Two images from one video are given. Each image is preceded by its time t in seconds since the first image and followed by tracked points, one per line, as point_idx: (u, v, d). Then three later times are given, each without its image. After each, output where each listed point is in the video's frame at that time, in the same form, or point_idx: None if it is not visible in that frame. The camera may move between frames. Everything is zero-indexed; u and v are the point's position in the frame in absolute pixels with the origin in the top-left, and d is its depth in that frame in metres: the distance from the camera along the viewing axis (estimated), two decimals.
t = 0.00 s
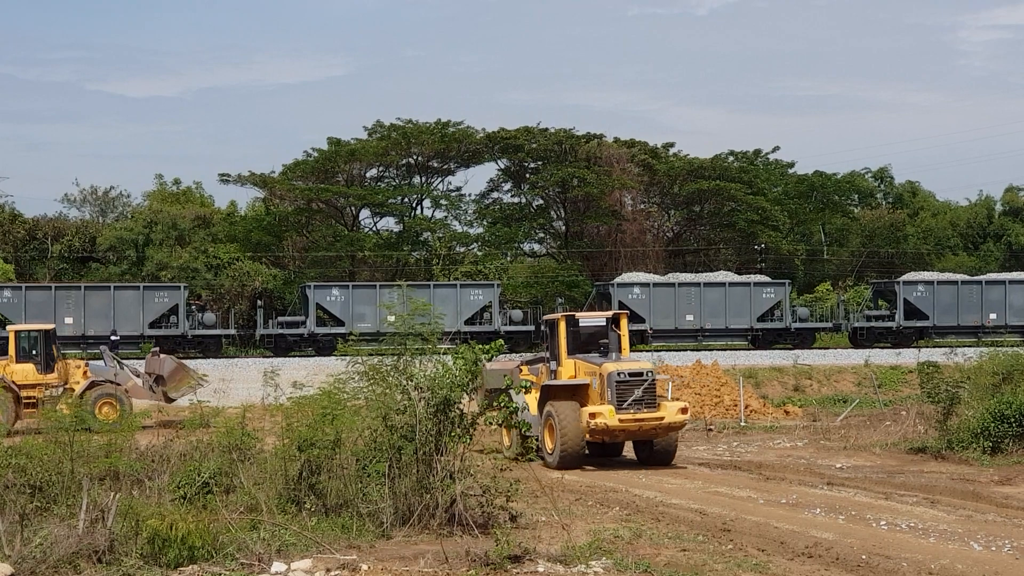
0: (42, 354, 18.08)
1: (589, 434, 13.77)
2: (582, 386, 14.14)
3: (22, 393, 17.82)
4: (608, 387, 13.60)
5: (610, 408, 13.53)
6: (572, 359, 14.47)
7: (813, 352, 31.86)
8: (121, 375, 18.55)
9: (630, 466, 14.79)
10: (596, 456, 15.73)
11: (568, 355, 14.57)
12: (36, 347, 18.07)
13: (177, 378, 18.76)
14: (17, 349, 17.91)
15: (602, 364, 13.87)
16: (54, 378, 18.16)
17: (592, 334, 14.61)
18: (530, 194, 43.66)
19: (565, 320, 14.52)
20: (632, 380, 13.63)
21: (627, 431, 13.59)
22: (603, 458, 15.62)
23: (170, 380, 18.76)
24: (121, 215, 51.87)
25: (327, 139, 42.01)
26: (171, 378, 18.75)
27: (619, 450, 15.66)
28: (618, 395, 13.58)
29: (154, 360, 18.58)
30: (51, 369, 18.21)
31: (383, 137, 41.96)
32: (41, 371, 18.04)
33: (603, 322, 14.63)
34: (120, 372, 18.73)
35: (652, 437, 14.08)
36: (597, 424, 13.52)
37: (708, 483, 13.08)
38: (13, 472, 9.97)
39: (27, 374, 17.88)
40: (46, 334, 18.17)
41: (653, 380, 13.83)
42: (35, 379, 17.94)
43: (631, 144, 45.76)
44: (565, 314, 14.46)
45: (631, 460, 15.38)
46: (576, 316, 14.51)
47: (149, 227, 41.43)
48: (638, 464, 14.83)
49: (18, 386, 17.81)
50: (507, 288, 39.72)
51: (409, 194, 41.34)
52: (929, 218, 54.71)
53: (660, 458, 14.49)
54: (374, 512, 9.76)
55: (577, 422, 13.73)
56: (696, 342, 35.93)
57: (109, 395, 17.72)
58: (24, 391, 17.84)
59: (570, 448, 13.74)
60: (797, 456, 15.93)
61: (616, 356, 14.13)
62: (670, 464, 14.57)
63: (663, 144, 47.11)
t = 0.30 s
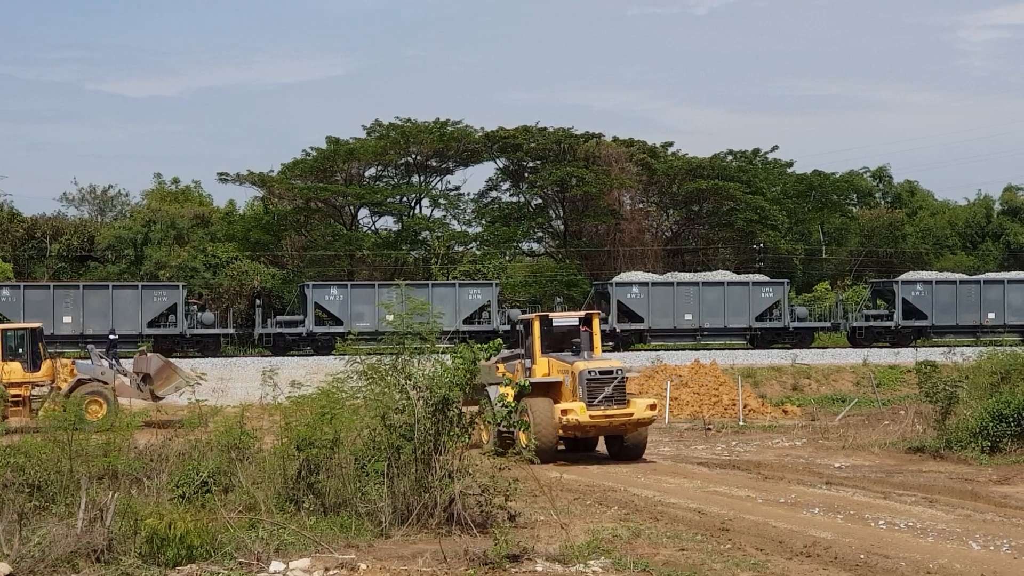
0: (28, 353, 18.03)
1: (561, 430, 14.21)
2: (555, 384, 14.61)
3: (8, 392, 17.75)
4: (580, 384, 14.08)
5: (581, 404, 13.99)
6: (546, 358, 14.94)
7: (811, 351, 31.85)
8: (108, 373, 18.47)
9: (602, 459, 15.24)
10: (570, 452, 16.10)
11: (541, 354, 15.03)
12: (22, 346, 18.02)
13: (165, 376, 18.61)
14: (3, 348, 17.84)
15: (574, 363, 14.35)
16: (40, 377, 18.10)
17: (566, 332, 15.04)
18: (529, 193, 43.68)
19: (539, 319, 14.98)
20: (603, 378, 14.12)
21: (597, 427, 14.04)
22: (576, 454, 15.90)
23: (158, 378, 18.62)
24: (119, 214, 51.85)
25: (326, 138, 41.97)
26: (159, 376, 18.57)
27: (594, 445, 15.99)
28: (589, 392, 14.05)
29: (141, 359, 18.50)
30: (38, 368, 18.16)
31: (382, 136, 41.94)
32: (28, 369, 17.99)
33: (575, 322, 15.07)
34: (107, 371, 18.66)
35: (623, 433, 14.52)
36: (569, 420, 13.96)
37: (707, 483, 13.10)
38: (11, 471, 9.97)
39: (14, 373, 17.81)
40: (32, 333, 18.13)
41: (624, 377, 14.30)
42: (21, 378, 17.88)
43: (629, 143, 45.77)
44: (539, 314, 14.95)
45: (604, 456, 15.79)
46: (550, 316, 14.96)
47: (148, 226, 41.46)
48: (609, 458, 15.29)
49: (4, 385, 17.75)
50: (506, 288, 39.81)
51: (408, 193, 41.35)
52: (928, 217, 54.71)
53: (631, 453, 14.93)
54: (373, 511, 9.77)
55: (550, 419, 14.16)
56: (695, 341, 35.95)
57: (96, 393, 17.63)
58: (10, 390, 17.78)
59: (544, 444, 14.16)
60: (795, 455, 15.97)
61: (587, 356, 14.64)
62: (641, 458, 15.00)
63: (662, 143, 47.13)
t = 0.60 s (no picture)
0: (18, 353, 17.87)
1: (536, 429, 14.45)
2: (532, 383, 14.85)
3: None
4: (555, 384, 14.29)
5: (555, 404, 14.22)
6: (524, 357, 15.22)
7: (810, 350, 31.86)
8: (99, 373, 18.43)
9: (575, 454, 15.57)
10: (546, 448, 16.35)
11: (519, 354, 15.29)
12: (12, 346, 17.84)
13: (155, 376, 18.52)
14: None
15: (549, 363, 14.58)
16: (30, 378, 17.90)
17: (543, 332, 15.34)
18: (528, 193, 43.70)
19: (517, 320, 15.19)
20: (577, 378, 14.34)
21: (571, 426, 14.29)
22: (553, 450, 16.08)
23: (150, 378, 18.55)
24: (118, 214, 51.83)
25: (325, 138, 41.96)
26: (149, 377, 18.49)
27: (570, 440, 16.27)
28: (563, 392, 14.28)
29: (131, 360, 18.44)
30: (28, 368, 17.99)
31: (380, 136, 41.96)
32: (18, 369, 17.83)
33: (552, 322, 15.35)
34: (97, 372, 18.49)
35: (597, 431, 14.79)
36: (544, 419, 14.20)
37: (706, 482, 13.10)
38: (10, 471, 9.95)
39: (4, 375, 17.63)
40: (22, 333, 17.94)
41: (598, 378, 14.52)
42: (11, 378, 17.70)
43: (628, 143, 45.73)
44: (517, 315, 15.11)
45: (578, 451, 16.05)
46: (528, 317, 15.17)
47: (146, 226, 41.48)
48: (583, 453, 15.64)
49: None
50: (505, 288, 39.91)
51: (406, 193, 41.39)
52: (926, 216, 54.73)
53: (605, 449, 15.21)
54: (372, 511, 9.77)
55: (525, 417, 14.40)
56: (694, 341, 35.97)
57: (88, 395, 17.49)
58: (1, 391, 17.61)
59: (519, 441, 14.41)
60: (794, 455, 15.99)
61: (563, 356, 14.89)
62: (614, 454, 15.29)
63: (661, 143, 47.13)
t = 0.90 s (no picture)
0: (9, 353, 17.92)
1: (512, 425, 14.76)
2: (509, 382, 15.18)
3: None
4: (531, 382, 14.59)
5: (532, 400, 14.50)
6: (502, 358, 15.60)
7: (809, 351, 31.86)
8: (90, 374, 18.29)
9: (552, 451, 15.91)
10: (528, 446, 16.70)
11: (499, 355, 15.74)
12: (3, 346, 17.86)
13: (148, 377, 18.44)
14: None
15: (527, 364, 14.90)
16: (21, 378, 17.90)
17: (521, 334, 15.69)
18: (526, 194, 43.71)
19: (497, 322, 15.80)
20: (553, 377, 14.65)
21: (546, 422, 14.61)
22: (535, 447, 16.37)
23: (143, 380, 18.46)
24: (116, 215, 51.79)
25: (324, 139, 41.93)
26: (140, 378, 18.38)
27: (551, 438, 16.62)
28: (540, 390, 14.57)
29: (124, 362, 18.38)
30: (19, 369, 17.99)
31: (378, 137, 41.97)
32: (9, 370, 17.85)
33: (532, 325, 15.70)
34: (89, 372, 18.38)
35: (572, 428, 15.12)
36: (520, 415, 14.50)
37: (705, 482, 13.10)
38: (9, 472, 9.95)
39: None
40: (12, 333, 18.01)
41: (574, 376, 14.85)
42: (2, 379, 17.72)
43: (627, 143, 45.75)
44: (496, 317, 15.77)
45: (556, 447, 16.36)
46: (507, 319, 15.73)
47: (144, 227, 41.49)
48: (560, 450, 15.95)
49: None
50: (504, 288, 39.92)
51: (405, 193, 41.38)
52: (925, 216, 54.76)
53: (581, 446, 15.56)
54: (370, 511, 9.78)
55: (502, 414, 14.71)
56: (693, 341, 35.98)
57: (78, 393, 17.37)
58: None
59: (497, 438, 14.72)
60: (793, 455, 15.98)
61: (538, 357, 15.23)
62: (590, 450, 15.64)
63: (659, 143, 47.13)
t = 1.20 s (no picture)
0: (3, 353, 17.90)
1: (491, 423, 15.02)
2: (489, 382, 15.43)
3: None
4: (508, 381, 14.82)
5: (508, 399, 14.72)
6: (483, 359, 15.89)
7: (808, 352, 31.84)
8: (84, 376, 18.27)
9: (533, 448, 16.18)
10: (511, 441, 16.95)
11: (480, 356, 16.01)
12: None
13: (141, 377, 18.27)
14: None
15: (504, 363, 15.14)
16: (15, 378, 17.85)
17: (501, 334, 16.05)
18: (526, 194, 43.75)
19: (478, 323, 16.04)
20: (529, 375, 14.85)
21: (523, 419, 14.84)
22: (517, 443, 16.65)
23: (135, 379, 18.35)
24: (116, 216, 51.78)
25: (324, 139, 41.94)
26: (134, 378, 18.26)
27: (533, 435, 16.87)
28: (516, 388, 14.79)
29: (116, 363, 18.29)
30: (13, 369, 17.94)
31: (379, 137, 42.02)
32: (3, 371, 17.82)
33: (511, 325, 16.08)
34: (83, 374, 18.35)
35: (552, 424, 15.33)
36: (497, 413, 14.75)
37: (704, 484, 13.10)
38: (8, 473, 9.96)
39: None
40: (6, 334, 18.01)
41: (552, 375, 15.01)
42: None
43: (627, 144, 45.85)
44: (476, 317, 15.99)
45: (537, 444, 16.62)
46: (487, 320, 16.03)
47: (144, 228, 41.50)
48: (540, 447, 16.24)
49: None
50: (504, 289, 39.85)
51: (405, 194, 41.37)
52: (925, 217, 54.81)
53: (559, 443, 15.88)
54: (369, 512, 9.78)
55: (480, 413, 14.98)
56: (692, 342, 35.97)
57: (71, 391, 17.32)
58: None
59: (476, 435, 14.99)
60: (792, 456, 15.97)
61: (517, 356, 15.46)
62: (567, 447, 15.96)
63: (659, 144, 47.18)
